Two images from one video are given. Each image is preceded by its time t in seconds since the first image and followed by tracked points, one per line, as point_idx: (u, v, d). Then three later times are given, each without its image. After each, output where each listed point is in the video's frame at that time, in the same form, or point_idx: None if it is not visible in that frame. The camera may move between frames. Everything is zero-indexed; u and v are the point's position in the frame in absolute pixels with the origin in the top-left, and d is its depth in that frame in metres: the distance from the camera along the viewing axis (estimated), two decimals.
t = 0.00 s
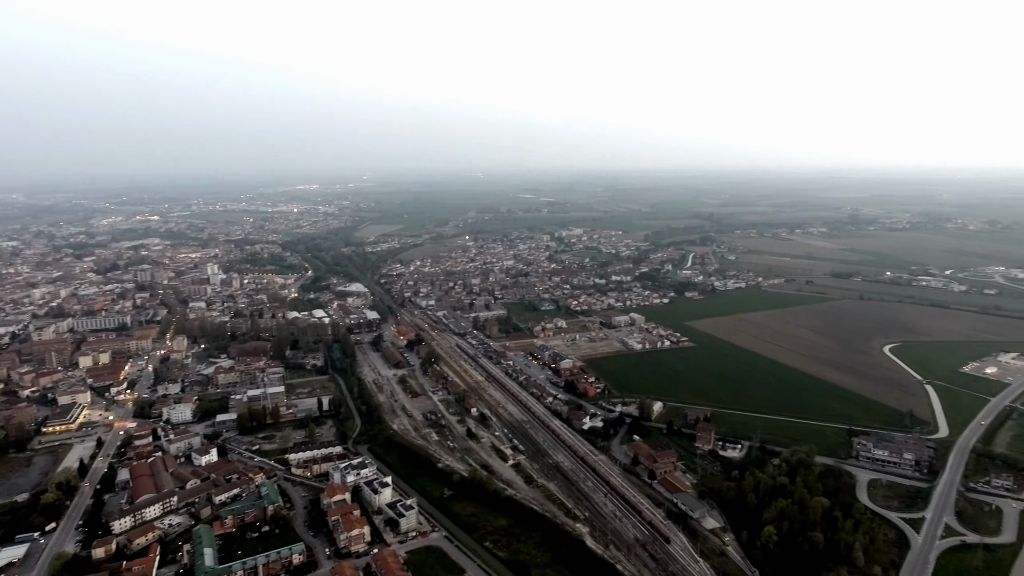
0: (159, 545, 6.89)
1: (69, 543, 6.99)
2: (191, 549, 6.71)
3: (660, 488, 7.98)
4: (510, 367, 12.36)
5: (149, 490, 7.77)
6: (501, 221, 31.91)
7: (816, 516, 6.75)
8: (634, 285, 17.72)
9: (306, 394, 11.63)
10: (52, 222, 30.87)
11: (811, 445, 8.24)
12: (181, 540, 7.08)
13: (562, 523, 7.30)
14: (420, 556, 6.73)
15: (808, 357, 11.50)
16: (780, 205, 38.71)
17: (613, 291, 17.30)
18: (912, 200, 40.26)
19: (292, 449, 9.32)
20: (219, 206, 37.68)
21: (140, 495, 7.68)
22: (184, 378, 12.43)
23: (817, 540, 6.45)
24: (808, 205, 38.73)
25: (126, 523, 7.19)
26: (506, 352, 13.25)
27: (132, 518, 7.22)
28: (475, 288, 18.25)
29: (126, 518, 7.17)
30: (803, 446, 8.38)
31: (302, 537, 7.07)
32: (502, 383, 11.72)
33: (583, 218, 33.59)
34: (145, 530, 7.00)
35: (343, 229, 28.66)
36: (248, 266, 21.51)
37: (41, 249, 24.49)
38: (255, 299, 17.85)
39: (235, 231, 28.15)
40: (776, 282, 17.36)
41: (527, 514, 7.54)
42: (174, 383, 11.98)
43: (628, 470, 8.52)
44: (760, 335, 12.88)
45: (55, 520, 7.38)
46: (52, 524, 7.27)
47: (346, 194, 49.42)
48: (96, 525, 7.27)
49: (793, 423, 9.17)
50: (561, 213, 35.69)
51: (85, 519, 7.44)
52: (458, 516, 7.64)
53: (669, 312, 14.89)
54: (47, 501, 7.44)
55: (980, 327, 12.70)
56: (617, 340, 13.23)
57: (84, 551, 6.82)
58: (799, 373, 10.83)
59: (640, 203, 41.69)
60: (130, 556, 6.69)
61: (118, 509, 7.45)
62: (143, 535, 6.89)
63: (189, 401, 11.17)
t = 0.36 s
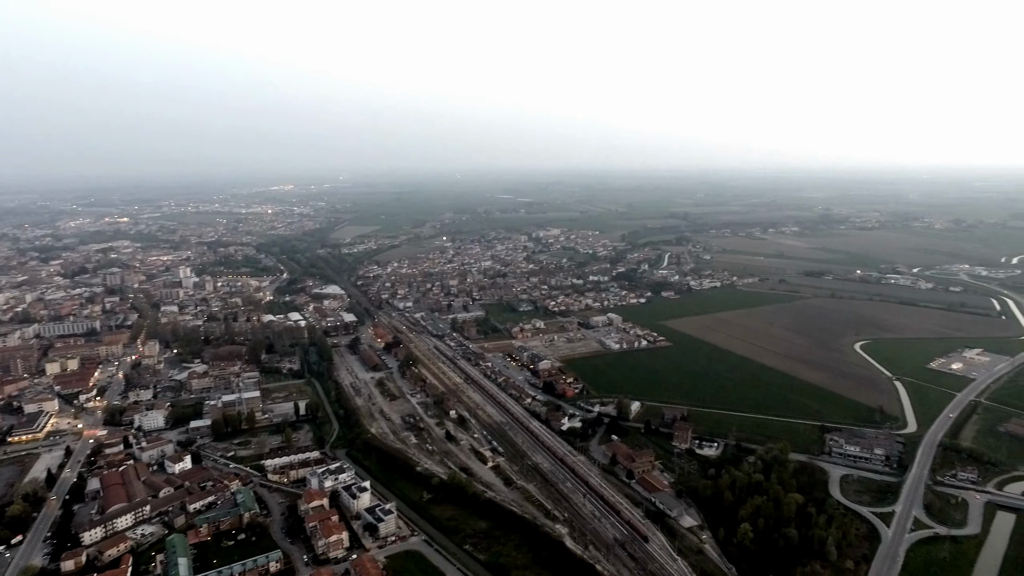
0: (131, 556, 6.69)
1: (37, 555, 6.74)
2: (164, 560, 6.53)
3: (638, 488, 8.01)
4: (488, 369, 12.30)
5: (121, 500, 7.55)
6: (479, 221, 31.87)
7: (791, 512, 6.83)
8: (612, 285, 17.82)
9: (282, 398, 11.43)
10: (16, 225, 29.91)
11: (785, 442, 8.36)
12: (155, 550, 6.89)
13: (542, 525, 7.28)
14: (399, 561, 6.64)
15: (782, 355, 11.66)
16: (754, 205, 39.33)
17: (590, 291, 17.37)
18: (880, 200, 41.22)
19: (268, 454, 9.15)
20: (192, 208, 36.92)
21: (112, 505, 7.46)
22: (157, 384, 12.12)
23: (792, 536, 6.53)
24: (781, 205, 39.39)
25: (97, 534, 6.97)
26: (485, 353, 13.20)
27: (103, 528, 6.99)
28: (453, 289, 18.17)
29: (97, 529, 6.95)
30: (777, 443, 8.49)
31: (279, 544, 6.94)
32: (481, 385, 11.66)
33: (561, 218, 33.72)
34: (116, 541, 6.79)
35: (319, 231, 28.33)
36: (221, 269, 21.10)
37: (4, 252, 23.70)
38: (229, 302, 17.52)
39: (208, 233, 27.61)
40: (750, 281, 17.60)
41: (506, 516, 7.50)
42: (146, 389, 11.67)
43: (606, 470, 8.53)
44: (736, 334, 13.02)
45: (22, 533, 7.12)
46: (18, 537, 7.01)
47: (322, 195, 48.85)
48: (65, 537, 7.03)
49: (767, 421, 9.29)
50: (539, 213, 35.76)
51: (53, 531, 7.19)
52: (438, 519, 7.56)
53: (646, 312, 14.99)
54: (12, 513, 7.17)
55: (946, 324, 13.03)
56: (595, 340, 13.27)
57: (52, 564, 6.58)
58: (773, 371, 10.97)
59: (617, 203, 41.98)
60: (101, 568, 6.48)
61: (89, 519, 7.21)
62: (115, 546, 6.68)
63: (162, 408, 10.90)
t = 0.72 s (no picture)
0: (101, 569, 6.48)
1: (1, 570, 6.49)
2: (135, 571, 6.33)
3: (615, 488, 8.02)
4: (466, 371, 12.24)
5: (89, 511, 7.31)
6: (455, 222, 31.77)
7: (765, 508, 6.90)
8: (588, 285, 17.89)
9: (256, 404, 11.21)
10: None
11: (759, 439, 8.45)
12: (125, 561, 6.69)
13: (521, 527, 7.24)
14: (377, 567, 6.54)
15: (756, 353, 11.80)
16: (727, 205, 39.92)
17: (567, 291, 17.42)
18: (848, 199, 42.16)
19: (242, 461, 8.95)
20: (161, 209, 36.10)
21: (80, 516, 7.21)
22: (127, 391, 11.78)
23: (767, 533, 6.60)
24: (753, 205, 40.04)
25: (65, 547, 6.73)
26: (462, 355, 13.13)
27: (71, 540, 6.76)
28: (430, 290, 18.06)
29: (64, 541, 6.71)
30: (751, 440, 8.59)
31: (255, 553, 6.78)
32: (458, 387, 11.58)
33: (537, 219, 33.79)
34: (85, 553, 6.56)
35: (293, 232, 27.93)
36: (193, 272, 20.66)
37: None
38: (201, 306, 17.16)
39: (178, 235, 27.01)
40: (724, 280, 17.84)
41: (485, 519, 7.44)
42: (115, 396, 11.35)
43: (584, 471, 8.53)
44: (711, 333, 13.16)
45: None
46: None
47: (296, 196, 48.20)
48: (31, 550, 6.78)
49: (742, 419, 9.40)
50: (515, 214, 35.82)
51: (18, 545, 6.93)
52: (416, 523, 7.47)
53: (623, 312, 15.07)
54: None
55: (913, 320, 13.36)
56: (572, 341, 13.29)
57: None
58: (748, 369, 11.10)
59: (592, 203, 42.21)
60: None
61: (56, 532, 6.97)
62: (83, 559, 6.46)
63: (132, 415, 10.60)
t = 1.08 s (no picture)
0: None
1: None
2: None
3: (592, 488, 8.02)
4: (442, 373, 12.15)
5: (55, 524, 7.04)
6: (430, 223, 31.63)
7: (738, 505, 6.96)
8: (564, 286, 17.94)
9: (229, 409, 10.96)
10: None
11: (732, 437, 8.54)
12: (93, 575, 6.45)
13: (499, 529, 7.19)
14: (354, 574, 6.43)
15: (730, 352, 11.94)
16: (699, 205, 40.50)
17: (543, 292, 17.45)
18: (817, 199, 43.14)
19: (214, 468, 8.73)
20: (128, 211, 35.20)
21: (45, 529, 6.94)
22: (93, 399, 11.42)
23: (741, 529, 6.66)
24: (725, 204, 40.71)
25: (28, 562, 6.47)
26: (438, 357, 13.03)
27: (35, 555, 6.50)
28: (405, 292, 17.93)
29: (28, 556, 6.45)
30: (725, 438, 8.67)
31: (228, 562, 6.61)
32: (435, 389, 11.49)
33: (513, 219, 33.82)
34: (50, 567, 6.32)
35: (265, 234, 27.47)
36: (161, 275, 20.17)
37: None
38: (170, 310, 16.75)
39: (146, 238, 26.34)
40: (697, 280, 18.05)
41: (462, 522, 7.38)
42: (80, 404, 10.98)
43: (561, 472, 8.51)
44: (686, 332, 13.26)
45: None
46: None
47: (268, 197, 47.48)
48: None
49: (715, 417, 9.49)
50: (490, 214, 35.80)
51: None
52: (393, 527, 7.38)
53: (598, 313, 15.14)
54: None
55: (879, 318, 13.68)
56: (548, 342, 13.30)
57: None
58: (722, 368, 11.21)
59: (568, 203, 42.43)
60: None
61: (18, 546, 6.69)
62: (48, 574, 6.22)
63: (98, 422, 10.27)
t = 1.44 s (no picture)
0: None
1: None
2: None
3: (569, 488, 8.01)
4: (416, 376, 12.03)
5: (16, 538, 6.75)
6: (404, 224, 31.39)
7: (712, 502, 7.03)
8: (538, 287, 17.95)
9: (199, 416, 10.69)
10: None
11: (706, 435, 8.62)
12: None
13: (476, 532, 7.13)
14: None
15: (703, 351, 12.06)
16: (671, 205, 40.99)
17: (517, 293, 17.44)
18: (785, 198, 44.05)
19: (185, 477, 8.49)
20: (91, 213, 34.17)
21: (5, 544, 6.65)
22: (56, 408, 11.02)
23: (715, 526, 6.72)
24: (696, 204, 41.28)
25: None
26: (413, 359, 12.92)
27: None
28: (379, 294, 17.75)
29: None
30: (699, 436, 8.75)
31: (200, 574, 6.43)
32: (410, 392, 11.37)
33: (487, 220, 33.76)
34: None
35: (235, 236, 26.93)
36: (127, 279, 19.61)
37: None
38: (137, 315, 16.29)
39: (111, 241, 25.59)
40: (670, 280, 18.24)
41: (439, 525, 7.30)
42: (42, 414, 10.59)
43: (538, 473, 8.49)
44: (660, 332, 13.36)
45: None
46: None
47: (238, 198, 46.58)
48: None
49: (689, 416, 9.57)
50: (464, 215, 35.70)
51: None
52: (369, 533, 7.26)
53: (572, 313, 15.18)
54: None
55: (846, 316, 13.98)
56: (523, 343, 13.28)
57: None
58: (695, 367, 11.32)
59: (542, 204, 42.52)
60: None
61: None
62: None
63: (61, 432, 9.91)
